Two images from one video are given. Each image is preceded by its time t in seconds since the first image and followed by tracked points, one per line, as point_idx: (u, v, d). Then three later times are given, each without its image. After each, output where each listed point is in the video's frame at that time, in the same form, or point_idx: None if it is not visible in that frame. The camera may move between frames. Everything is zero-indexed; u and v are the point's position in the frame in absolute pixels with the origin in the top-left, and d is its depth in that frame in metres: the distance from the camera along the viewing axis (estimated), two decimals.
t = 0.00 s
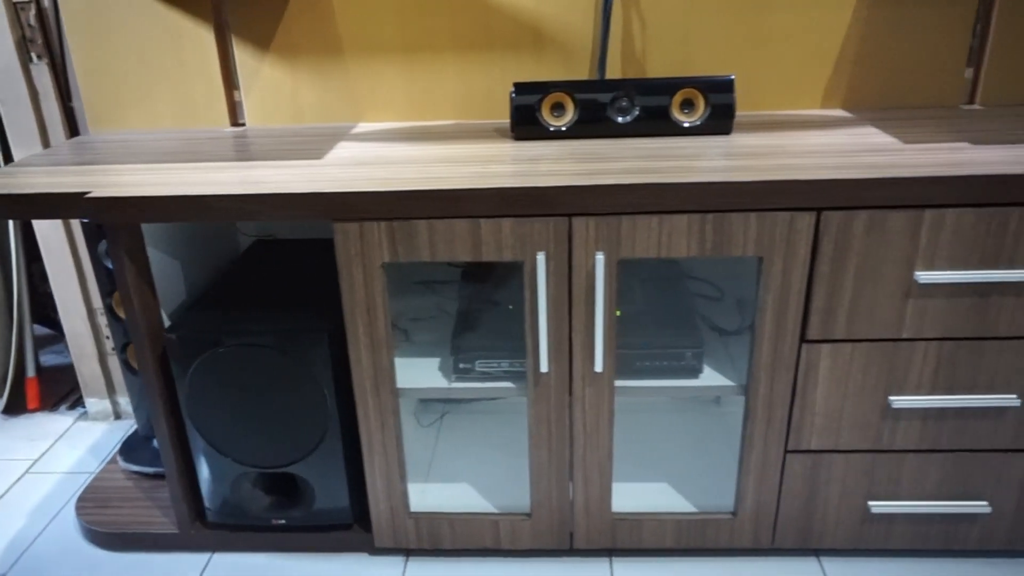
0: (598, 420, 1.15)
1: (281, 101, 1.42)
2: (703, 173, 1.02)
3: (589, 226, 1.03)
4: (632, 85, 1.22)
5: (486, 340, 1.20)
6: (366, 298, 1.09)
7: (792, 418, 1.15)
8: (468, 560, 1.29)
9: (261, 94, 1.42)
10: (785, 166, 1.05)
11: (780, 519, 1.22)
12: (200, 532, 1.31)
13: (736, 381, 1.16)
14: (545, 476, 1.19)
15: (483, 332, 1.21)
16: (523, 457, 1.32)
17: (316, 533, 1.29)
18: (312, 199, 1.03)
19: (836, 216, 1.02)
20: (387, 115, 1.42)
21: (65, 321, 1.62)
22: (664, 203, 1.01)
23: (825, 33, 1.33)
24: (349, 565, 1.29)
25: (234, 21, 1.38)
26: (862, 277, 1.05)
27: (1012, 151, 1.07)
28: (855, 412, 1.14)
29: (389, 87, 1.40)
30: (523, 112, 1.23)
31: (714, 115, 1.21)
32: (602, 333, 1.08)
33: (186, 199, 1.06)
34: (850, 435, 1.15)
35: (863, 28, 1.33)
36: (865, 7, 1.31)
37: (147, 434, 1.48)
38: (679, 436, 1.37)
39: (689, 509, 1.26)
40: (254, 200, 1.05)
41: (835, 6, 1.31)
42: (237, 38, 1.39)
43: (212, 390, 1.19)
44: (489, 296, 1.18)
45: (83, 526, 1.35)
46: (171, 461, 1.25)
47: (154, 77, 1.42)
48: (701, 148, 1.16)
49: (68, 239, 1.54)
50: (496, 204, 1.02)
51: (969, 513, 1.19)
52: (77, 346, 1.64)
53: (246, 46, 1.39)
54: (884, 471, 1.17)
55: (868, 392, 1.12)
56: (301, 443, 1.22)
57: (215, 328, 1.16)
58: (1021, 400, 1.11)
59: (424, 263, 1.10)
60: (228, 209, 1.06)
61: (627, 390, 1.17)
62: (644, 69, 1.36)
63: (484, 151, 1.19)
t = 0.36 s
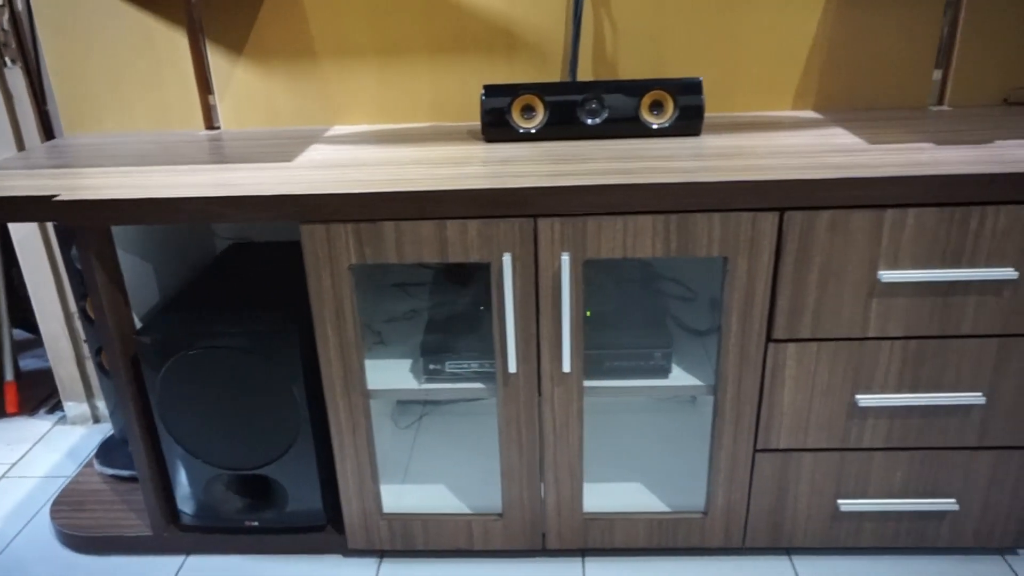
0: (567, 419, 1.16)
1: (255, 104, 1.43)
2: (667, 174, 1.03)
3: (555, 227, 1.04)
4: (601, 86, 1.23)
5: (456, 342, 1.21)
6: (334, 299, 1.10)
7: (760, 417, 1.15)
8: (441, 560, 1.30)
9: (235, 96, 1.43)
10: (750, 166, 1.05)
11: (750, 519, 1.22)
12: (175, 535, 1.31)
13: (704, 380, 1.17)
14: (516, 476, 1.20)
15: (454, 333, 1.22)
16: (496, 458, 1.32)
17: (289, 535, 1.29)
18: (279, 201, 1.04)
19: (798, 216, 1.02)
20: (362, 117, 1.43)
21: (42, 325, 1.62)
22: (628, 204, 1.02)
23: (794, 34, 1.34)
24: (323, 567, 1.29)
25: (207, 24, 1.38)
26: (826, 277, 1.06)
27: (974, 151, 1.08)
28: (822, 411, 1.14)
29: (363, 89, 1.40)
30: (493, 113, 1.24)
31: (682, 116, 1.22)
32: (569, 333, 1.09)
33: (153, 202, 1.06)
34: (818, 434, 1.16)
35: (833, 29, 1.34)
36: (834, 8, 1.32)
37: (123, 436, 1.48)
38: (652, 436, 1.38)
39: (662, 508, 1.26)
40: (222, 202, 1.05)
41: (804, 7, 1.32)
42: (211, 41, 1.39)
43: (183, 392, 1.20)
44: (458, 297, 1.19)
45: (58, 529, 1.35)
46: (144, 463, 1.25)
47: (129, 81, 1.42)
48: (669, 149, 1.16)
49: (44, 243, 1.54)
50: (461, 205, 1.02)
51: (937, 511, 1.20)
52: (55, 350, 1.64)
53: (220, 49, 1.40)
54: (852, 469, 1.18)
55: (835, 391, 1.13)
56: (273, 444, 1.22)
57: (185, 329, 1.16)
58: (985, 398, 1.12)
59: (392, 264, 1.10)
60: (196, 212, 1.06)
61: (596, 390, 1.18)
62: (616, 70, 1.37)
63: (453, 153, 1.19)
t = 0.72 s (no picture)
0: (536, 420, 1.16)
1: (229, 105, 1.43)
2: (632, 174, 1.03)
3: (520, 227, 1.04)
4: (571, 88, 1.23)
5: (424, 341, 1.21)
6: (302, 299, 1.10)
7: (729, 418, 1.15)
8: (413, 561, 1.30)
9: (210, 98, 1.43)
10: (715, 167, 1.06)
11: (720, 519, 1.23)
12: (145, 536, 1.31)
13: (672, 380, 1.17)
14: (486, 477, 1.20)
15: (422, 332, 1.22)
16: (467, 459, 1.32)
17: (260, 536, 1.29)
18: (244, 201, 1.04)
19: (763, 216, 1.03)
20: (336, 118, 1.43)
21: (17, 326, 1.61)
22: (592, 204, 1.02)
23: (765, 37, 1.34)
24: (294, 568, 1.29)
25: (181, 26, 1.39)
26: (792, 276, 1.06)
27: (939, 152, 1.08)
28: (790, 411, 1.14)
29: (336, 91, 1.41)
30: (463, 114, 1.24)
31: (652, 117, 1.22)
32: (536, 332, 1.09)
33: (120, 202, 1.06)
34: (786, 434, 1.16)
35: (805, 31, 1.34)
36: (804, 10, 1.33)
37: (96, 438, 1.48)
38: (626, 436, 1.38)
39: (634, 508, 1.26)
40: (188, 202, 1.05)
41: (775, 10, 1.32)
42: (185, 44, 1.40)
43: (153, 392, 1.19)
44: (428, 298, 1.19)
45: (28, 531, 1.35)
46: (113, 464, 1.24)
47: (103, 82, 1.43)
48: (636, 150, 1.17)
49: (19, 244, 1.54)
50: (427, 205, 1.03)
51: (906, 511, 1.20)
52: (31, 351, 1.64)
53: (193, 51, 1.40)
54: (821, 469, 1.18)
55: (803, 391, 1.13)
56: (243, 445, 1.22)
57: (154, 329, 1.16)
58: (952, 398, 1.12)
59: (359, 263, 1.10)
60: (163, 212, 1.06)
61: (564, 389, 1.18)
62: (588, 71, 1.37)
63: (422, 154, 1.19)
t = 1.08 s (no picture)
0: (502, 417, 1.16)
1: (195, 103, 1.42)
2: (594, 170, 1.03)
3: (483, 224, 1.04)
4: (537, 85, 1.23)
5: (389, 339, 1.21)
6: (265, 298, 1.10)
7: (694, 413, 1.16)
8: (382, 559, 1.30)
9: (176, 96, 1.42)
10: (677, 163, 1.06)
11: (687, 514, 1.23)
12: (111, 538, 1.30)
13: (637, 377, 1.17)
14: (453, 475, 1.20)
15: (388, 330, 1.22)
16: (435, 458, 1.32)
17: (227, 537, 1.29)
18: (205, 199, 1.03)
19: (724, 212, 1.03)
20: (303, 116, 1.42)
21: None
22: (553, 200, 1.02)
23: (732, 34, 1.35)
24: (261, 568, 1.29)
25: (146, 24, 1.37)
26: (754, 272, 1.07)
27: (899, 148, 1.09)
28: (754, 406, 1.15)
29: (304, 89, 1.40)
30: (429, 111, 1.23)
31: (617, 114, 1.22)
32: (500, 329, 1.09)
33: (79, 200, 1.05)
34: (751, 429, 1.16)
35: (771, 28, 1.34)
36: (770, 8, 1.33)
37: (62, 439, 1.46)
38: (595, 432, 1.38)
39: (603, 504, 1.26)
40: (148, 200, 1.04)
41: (741, 7, 1.33)
42: (150, 41, 1.38)
43: (115, 393, 1.18)
44: (395, 298, 1.19)
45: None
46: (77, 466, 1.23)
47: (67, 80, 1.41)
48: (601, 147, 1.17)
49: None
50: (389, 202, 1.02)
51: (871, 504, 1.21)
52: None
53: (159, 49, 1.39)
54: (786, 463, 1.19)
55: (767, 386, 1.14)
56: (208, 445, 1.22)
57: (116, 330, 1.15)
58: (914, 392, 1.13)
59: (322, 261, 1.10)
60: (122, 210, 1.05)
61: (530, 386, 1.18)
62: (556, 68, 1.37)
63: (387, 152, 1.19)
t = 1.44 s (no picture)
0: (456, 416, 1.15)
1: (147, 100, 1.40)
2: (545, 168, 1.03)
3: (433, 222, 1.03)
4: (491, 83, 1.23)
5: (342, 339, 1.20)
6: (214, 297, 1.09)
7: (648, 410, 1.16)
8: (339, 560, 1.29)
9: (128, 92, 1.39)
10: (628, 161, 1.07)
11: (643, 510, 1.24)
12: (61, 542, 1.28)
13: (592, 375, 1.18)
14: (409, 473, 1.19)
15: (341, 329, 1.21)
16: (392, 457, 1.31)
17: (180, 539, 1.28)
18: (150, 197, 1.01)
19: (674, 209, 1.04)
20: (258, 114, 1.41)
21: None
22: (504, 198, 1.02)
23: (687, 33, 1.36)
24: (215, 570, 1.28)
25: (96, 18, 1.35)
26: (704, 269, 1.07)
27: (847, 146, 1.10)
28: (708, 402, 1.16)
29: (258, 86, 1.39)
30: (383, 109, 1.22)
31: (572, 112, 1.23)
32: (453, 327, 1.09)
33: (21, 197, 1.03)
34: (705, 425, 1.17)
35: (725, 28, 1.36)
36: (725, 7, 1.34)
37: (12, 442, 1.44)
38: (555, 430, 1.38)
39: (561, 502, 1.26)
40: (92, 198, 1.03)
41: (696, 6, 1.34)
42: (100, 37, 1.36)
43: (63, 394, 1.16)
44: (349, 296, 1.18)
45: None
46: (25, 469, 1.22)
47: (15, 75, 1.38)
48: (555, 145, 1.17)
49: None
50: (339, 200, 1.02)
51: (823, 499, 1.23)
52: None
53: (109, 44, 1.36)
54: (740, 459, 1.20)
55: (719, 383, 1.15)
56: (159, 447, 1.20)
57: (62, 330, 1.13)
58: (863, 387, 1.15)
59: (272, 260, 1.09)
60: (65, 208, 1.03)
61: (485, 385, 1.18)
62: (513, 66, 1.37)
63: (340, 150, 1.18)
